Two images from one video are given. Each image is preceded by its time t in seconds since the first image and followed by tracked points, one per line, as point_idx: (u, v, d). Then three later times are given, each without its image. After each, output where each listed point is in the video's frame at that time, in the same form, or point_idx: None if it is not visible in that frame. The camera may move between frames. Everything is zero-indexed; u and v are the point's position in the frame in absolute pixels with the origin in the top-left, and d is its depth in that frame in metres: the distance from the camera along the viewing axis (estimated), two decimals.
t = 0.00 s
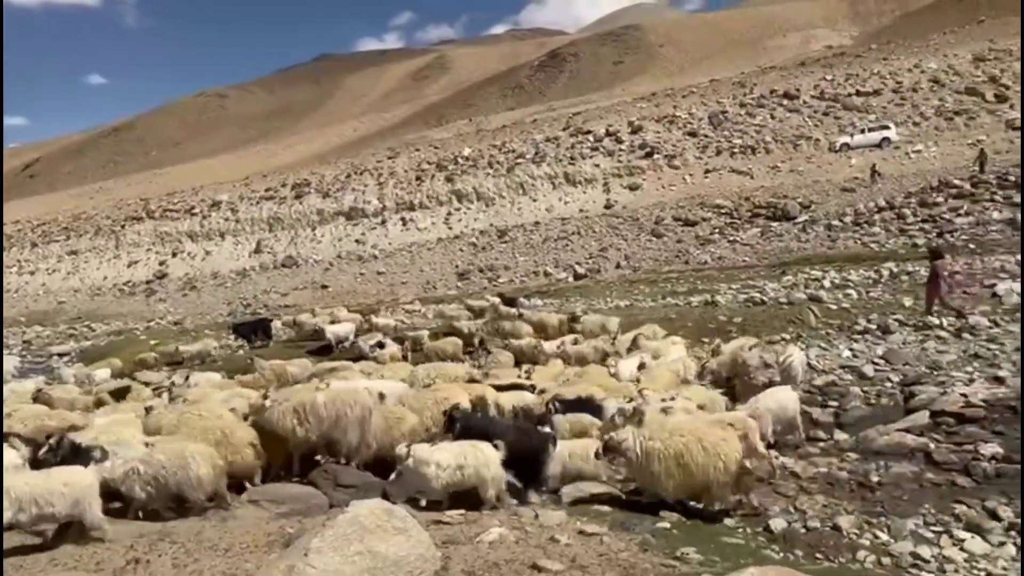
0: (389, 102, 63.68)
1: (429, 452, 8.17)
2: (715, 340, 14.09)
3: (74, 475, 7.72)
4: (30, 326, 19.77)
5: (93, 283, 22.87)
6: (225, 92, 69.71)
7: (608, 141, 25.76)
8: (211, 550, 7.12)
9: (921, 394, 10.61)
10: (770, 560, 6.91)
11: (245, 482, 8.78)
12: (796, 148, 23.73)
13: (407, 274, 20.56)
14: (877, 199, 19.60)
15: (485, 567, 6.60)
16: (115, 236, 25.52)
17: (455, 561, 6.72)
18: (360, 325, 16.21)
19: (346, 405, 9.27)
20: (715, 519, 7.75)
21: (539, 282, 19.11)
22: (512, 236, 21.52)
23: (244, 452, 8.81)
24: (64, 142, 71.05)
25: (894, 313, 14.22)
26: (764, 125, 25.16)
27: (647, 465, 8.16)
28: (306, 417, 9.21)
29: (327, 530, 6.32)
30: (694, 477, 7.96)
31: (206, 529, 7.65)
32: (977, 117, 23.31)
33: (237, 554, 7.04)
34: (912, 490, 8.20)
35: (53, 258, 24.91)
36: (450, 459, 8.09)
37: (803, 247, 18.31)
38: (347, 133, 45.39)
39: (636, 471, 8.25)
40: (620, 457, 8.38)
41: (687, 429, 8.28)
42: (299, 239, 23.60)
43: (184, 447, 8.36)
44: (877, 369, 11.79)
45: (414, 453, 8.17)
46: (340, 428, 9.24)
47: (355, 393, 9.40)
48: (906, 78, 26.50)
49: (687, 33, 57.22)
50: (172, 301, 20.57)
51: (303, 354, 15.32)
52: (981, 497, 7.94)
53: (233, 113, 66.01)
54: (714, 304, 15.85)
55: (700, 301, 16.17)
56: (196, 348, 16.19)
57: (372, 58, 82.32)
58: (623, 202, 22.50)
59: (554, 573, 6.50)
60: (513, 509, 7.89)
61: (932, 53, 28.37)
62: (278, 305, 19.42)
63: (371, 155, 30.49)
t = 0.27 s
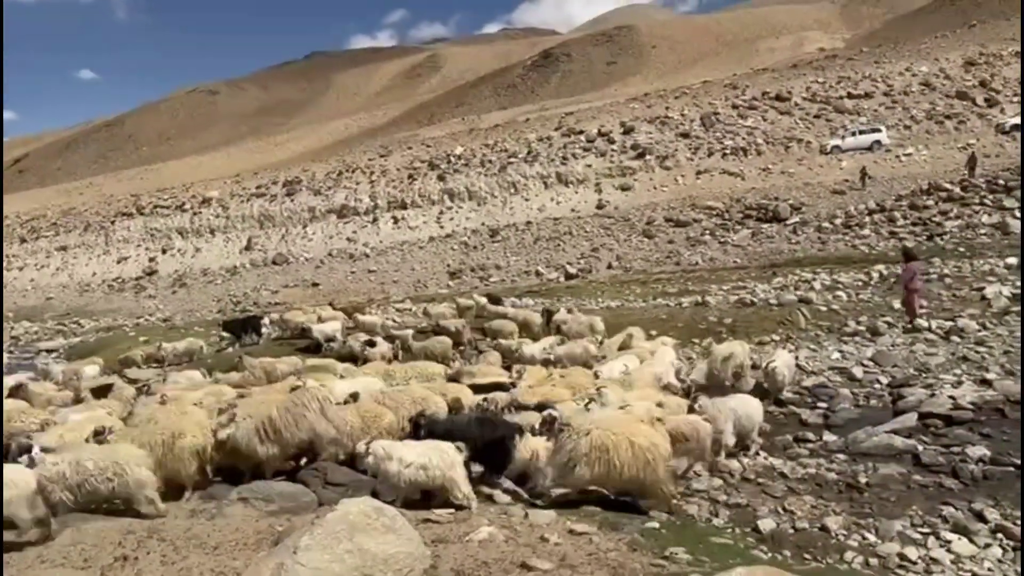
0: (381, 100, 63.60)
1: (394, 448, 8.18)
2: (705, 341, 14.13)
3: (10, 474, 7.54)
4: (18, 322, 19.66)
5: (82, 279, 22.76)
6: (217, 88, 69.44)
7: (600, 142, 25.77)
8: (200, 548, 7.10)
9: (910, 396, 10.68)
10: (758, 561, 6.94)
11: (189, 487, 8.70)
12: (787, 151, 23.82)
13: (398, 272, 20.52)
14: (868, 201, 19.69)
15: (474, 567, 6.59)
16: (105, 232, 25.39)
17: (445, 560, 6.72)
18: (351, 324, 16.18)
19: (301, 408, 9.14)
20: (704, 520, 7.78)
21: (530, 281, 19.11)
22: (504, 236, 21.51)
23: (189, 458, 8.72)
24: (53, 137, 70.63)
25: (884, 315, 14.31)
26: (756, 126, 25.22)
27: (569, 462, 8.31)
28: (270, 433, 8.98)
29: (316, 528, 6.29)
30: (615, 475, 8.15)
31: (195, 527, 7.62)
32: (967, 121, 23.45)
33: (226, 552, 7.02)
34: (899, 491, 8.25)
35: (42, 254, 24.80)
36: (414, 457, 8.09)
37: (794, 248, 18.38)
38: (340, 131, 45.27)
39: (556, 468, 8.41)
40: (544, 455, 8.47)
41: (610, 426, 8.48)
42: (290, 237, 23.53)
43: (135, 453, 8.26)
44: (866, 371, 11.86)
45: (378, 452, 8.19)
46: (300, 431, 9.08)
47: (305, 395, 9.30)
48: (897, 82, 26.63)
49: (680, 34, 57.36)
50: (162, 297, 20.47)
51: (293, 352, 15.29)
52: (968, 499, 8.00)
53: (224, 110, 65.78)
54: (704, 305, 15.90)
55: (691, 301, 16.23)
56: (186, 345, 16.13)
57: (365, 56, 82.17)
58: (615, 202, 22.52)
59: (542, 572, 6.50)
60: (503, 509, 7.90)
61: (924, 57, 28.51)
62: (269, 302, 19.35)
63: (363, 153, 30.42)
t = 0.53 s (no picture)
0: (375, 97, 63.51)
1: (348, 449, 8.18)
2: (696, 342, 14.18)
3: None
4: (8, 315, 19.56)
5: (72, 272, 22.67)
6: (211, 83, 69.21)
7: (594, 142, 25.79)
8: (189, 542, 7.09)
9: (899, 399, 10.73)
10: (746, 561, 6.96)
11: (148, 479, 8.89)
12: (780, 153, 23.89)
13: (390, 269, 20.50)
14: (860, 205, 19.77)
15: (463, 564, 6.60)
16: (96, 226, 25.28)
17: (434, 556, 6.72)
18: (342, 321, 16.15)
19: (256, 414, 9.04)
20: (693, 519, 7.80)
21: (523, 280, 19.12)
22: (497, 234, 21.52)
23: (132, 450, 8.84)
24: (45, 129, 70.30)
25: (874, 318, 14.38)
26: (749, 129, 25.27)
27: (474, 464, 8.22)
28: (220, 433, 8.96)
29: (307, 523, 6.34)
30: (523, 475, 8.09)
31: (183, 522, 7.60)
32: (960, 126, 23.56)
33: (215, 546, 7.01)
34: (888, 492, 8.30)
35: (32, 246, 24.69)
36: (371, 453, 8.11)
37: (786, 251, 18.44)
38: (334, 127, 45.16)
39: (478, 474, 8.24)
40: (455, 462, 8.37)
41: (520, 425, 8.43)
42: (282, 232, 23.48)
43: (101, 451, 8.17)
44: (856, 373, 11.92)
45: (332, 452, 8.21)
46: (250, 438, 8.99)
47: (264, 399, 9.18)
48: (891, 86, 26.73)
49: (675, 36, 57.47)
50: (152, 292, 20.40)
51: (284, 348, 15.26)
52: (955, 501, 8.05)
53: (218, 105, 65.56)
54: (696, 306, 15.93)
55: (683, 302, 16.27)
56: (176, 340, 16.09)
57: (360, 52, 82.02)
58: (608, 202, 22.54)
59: (531, 570, 6.51)
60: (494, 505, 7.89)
61: (917, 62, 28.63)
62: (260, 298, 19.31)
63: (357, 150, 30.36)
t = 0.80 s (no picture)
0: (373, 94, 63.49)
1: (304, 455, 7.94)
2: (692, 343, 14.20)
3: None
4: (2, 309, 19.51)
5: (68, 267, 22.61)
6: (208, 78, 69.07)
7: (592, 142, 25.80)
8: (182, 538, 7.09)
9: (894, 402, 10.75)
10: (740, 562, 6.97)
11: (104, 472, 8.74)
12: (777, 155, 23.93)
13: (387, 267, 20.49)
14: (857, 208, 19.81)
15: (457, 562, 6.60)
16: (92, 220, 25.22)
17: (429, 555, 6.72)
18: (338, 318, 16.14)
19: (220, 422, 8.85)
20: (688, 520, 7.81)
21: (519, 280, 19.12)
22: (493, 233, 21.52)
23: (97, 455, 8.66)
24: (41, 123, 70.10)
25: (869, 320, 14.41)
26: (746, 130, 25.30)
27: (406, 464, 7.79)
28: (184, 438, 8.75)
29: (302, 520, 6.36)
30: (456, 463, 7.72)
31: (177, 518, 7.59)
32: (957, 130, 23.63)
33: (209, 543, 7.00)
34: (882, 495, 8.32)
35: (28, 241, 24.63)
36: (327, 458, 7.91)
37: (782, 253, 18.47)
38: (331, 124, 45.11)
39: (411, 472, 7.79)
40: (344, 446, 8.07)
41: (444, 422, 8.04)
42: (279, 229, 23.46)
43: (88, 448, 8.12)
44: (851, 375, 11.95)
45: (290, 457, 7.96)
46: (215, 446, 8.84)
47: (230, 407, 8.96)
48: (888, 89, 26.79)
49: (673, 37, 57.53)
50: (148, 287, 20.35)
51: (280, 345, 15.24)
52: (948, 504, 8.07)
53: (215, 100, 65.43)
54: (692, 307, 15.95)
55: (680, 303, 16.29)
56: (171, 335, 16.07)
57: (358, 50, 81.94)
58: (605, 202, 22.55)
59: (526, 569, 6.51)
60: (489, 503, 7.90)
61: (915, 65, 28.69)
62: (256, 295, 19.29)
63: (354, 147, 30.32)
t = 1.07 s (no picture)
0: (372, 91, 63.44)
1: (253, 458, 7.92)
2: (690, 343, 14.21)
3: None
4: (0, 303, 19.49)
5: (66, 261, 22.59)
6: (208, 74, 68.98)
7: (591, 141, 25.79)
8: (180, 534, 7.09)
9: (891, 403, 10.77)
10: (738, 561, 6.99)
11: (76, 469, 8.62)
12: (777, 155, 23.93)
13: (385, 265, 20.49)
14: (856, 209, 19.82)
15: (456, 560, 6.61)
16: (90, 215, 25.18)
17: (427, 553, 6.72)
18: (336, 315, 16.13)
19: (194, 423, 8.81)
20: (685, 520, 7.82)
21: (518, 278, 19.12)
22: (492, 231, 21.51)
23: (69, 450, 8.53)
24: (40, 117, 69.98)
25: (867, 322, 14.43)
26: (746, 130, 25.28)
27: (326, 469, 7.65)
28: (147, 435, 8.64)
29: (300, 517, 6.38)
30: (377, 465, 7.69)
31: (176, 514, 7.59)
32: (956, 132, 23.64)
33: (207, 538, 7.00)
34: (879, 496, 8.34)
35: (26, 235, 24.60)
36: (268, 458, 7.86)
37: (781, 253, 18.48)
38: (330, 121, 45.07)
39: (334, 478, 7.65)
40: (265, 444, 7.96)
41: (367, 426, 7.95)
42: (278, 226, 23.44)
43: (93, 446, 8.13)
44: (848, 376, 11.98)
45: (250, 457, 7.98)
46: (181, 445, 8.78)
47: (200, 408, 8.91)
48: (888, 91, 26.80)
49: (673, 36, 57.53)
50: (146, 283, 20.33)
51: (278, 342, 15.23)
52: (946, 506, 8.09)
53: (214, 96, 65.35)
54: (690, 306, 15.96)
55: (678, 303, 16.30)
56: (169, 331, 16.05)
57: (358, 47, 81.87)
58: (604, 201, 22.54)
59: (524, 567, 6.52)
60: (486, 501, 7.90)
61: (915, 67, 28.69)
62: (254, 291, 19.27)
63: (353, 144, 30.30)
